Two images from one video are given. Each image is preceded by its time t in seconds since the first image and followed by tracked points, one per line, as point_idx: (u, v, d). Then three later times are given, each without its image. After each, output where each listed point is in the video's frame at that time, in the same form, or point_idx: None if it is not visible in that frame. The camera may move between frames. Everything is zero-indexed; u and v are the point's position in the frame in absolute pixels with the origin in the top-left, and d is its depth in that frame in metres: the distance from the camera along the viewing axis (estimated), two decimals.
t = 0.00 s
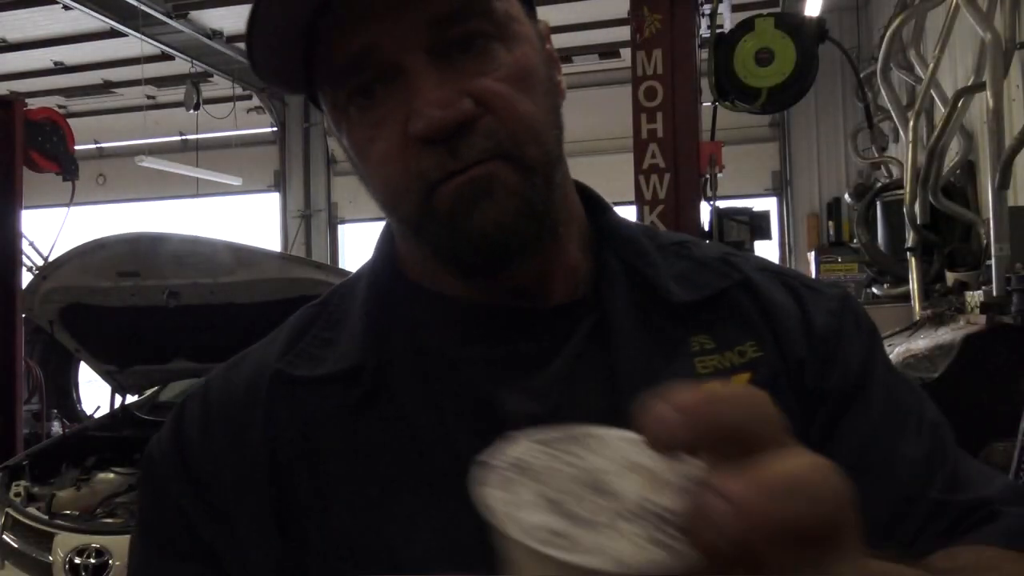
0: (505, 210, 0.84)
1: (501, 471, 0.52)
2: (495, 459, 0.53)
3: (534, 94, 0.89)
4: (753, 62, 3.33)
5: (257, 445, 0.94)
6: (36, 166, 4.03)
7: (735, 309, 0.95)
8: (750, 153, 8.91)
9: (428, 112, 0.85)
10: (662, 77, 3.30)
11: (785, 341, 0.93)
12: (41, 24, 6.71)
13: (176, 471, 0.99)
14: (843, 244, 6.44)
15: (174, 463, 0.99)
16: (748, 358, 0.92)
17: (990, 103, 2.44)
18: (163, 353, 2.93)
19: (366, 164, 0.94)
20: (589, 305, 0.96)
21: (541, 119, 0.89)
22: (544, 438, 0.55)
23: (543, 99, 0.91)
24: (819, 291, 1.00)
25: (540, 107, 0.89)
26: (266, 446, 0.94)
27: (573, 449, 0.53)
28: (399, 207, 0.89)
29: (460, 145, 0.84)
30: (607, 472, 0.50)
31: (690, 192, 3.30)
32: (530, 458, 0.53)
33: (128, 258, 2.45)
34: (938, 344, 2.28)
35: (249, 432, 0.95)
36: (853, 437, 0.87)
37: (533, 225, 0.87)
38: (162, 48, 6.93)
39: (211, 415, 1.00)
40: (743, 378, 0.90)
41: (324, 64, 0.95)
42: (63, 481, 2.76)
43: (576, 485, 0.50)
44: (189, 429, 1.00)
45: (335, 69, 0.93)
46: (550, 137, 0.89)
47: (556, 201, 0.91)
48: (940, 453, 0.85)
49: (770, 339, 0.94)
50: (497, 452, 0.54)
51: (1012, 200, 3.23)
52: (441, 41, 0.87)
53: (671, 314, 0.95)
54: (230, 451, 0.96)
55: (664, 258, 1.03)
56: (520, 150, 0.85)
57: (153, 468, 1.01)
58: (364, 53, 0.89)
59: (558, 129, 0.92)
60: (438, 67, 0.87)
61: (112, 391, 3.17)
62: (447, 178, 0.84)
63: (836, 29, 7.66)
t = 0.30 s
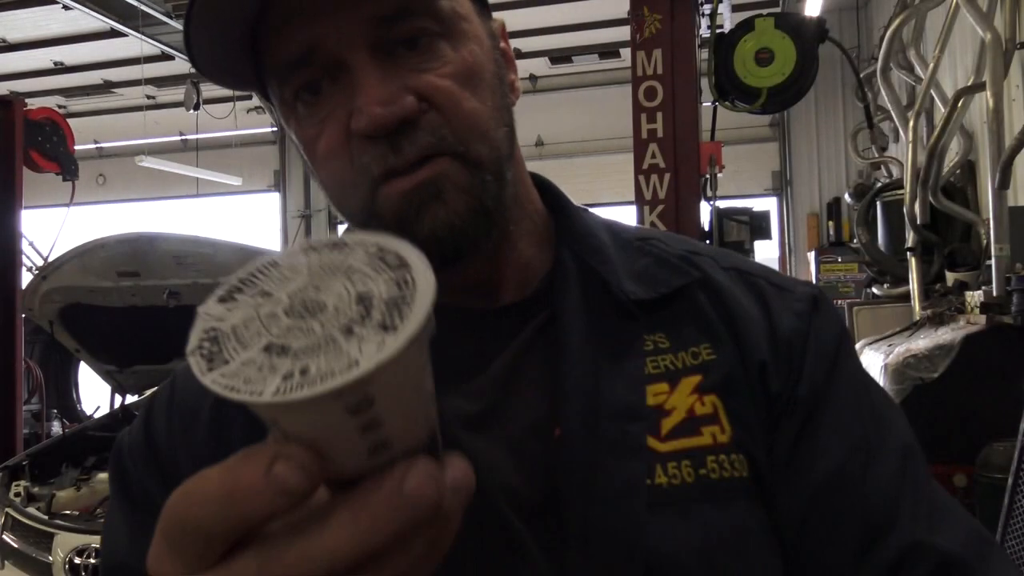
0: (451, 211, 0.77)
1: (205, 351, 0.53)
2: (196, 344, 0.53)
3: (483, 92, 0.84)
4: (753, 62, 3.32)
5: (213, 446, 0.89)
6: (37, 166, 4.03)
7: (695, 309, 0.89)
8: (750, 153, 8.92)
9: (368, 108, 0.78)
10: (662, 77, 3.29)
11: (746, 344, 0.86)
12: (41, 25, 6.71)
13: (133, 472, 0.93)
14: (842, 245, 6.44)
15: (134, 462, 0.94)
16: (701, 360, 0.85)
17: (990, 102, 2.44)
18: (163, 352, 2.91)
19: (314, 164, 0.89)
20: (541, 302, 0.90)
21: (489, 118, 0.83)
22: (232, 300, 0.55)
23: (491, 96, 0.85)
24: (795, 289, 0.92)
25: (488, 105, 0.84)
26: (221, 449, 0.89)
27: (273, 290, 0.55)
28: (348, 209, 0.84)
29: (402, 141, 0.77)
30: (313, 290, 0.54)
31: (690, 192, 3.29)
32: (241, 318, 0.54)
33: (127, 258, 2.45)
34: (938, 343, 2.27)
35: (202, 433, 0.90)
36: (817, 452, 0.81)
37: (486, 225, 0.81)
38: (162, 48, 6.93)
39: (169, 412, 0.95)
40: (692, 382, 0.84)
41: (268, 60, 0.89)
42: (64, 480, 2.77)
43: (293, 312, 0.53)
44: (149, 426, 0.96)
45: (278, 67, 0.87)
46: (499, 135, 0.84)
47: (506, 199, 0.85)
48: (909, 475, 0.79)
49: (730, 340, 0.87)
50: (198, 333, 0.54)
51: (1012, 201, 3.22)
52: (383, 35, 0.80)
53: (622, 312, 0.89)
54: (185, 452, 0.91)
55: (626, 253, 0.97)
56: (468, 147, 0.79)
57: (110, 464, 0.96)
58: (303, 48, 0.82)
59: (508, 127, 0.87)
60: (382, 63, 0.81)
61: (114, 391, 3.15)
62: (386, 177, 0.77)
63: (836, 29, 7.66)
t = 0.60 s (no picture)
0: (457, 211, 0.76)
1: (305, 350, 0.54)
2: (285, 353, 0.54)
3: (483, 94, 0.84)
4: (752, 62, 3.32)
5: (227, 435, 0.88)
6: (37, 166, 4.03)
7: (706, 303, 0.92)
8: (750, 153, 8.92)
9: (376, 110, 0.78)
10: (662, 78, 3.30)
11: (763, 337, 0.88)
12: (41, 24, 6.71)
13: (159, 466, 0.94)
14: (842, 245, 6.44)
15: (160, 454, 0.95)
16: (722, 353, 0.87)
17: (990, 103, 2.44)
18: (162, 354, 2.93)
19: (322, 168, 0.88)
20: (557, 297, 0.93)
21: (489, 119, 0.83)
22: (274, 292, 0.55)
23: (491, 99, 0.86)
24: (794, 283, 0.97)
25: (488, 106, 0.84)
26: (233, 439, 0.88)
27: (292, 262, 0.55)
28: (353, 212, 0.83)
29: (409, 142, 0.76)
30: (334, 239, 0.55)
31: (691, 192, 3.29)
32: (306, 294, 0.54)
33: (126, 259, 2.46)
34: (938, 343, 2.31)
35: (218, 423, 0.89)
36: (845, 441, 0.85)
37: (490, 220, 0.79)
38: (162, 48, 6.93)
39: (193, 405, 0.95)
40: (715, 373, 0.86)
41: (278, 64, 0.89)
42: (64, 481, 2.78)
43: (339, 269, 0.54)
44: (173, 419, 0.96)
45: (287, 72, 0.87)
46: (498, 137, 0.83)
47: (507, 199, 0.85)
48: (920, 459, 0.86)
49: (745, 334, 0.89)
50: (270, 342, 0.54)
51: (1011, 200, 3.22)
52: (388, 38, 0.81)
53: (640, 306, 0.91)
54: (204, 444, 0.91)
55: (633, 249, 1.00)
56: (472, 148, 0.78)
57: (140, 459, 0.97)
58: (312, 52, 0.82)
59: (508, 129, 0.87)
60: (389, 67, 0.81)
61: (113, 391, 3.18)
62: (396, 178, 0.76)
63: (836, 28, 7.66)
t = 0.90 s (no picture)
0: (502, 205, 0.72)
1: (421, 344, 0.53)
2: (401, 349, 0.53)
3: (515, 90, 0.84)
4: (752, 62, 3.32)
5: (253, 429, 0.88)
6: (38, 166, 4.03)
7: (722, 299, 0.94)
8: (750, 153, 8.92)
9: (415, 100, 0.76)
10: (661, 78, 3.30)
11: (778, 335, 0.91)
12: (40, 24, 6.70)
13: (176, 464, 0.92)
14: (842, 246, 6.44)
15: (174, 452, 0.93)
16: (740, 347, 0.90)
17: (990, 102, 2.44)
18: (162, 354, 2.93)
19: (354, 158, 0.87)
20: (581, 290, 0.94)
21: (520, 116, 0.84)
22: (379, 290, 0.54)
23: (523, 96, 0.86)
24: (793, 287, 1.02)
25: (520, 103, 0.84)
26: (261, 432, 0.88)
27: (392, 254, 0.54)
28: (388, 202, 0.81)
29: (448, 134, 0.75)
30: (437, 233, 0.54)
31: (692, 191, 3.29)
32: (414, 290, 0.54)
33: (126, 261, 2.45)
34: (937, 343, 2.29)
35: (243, 416, 0.89)
36: (852, 432, 0.90)
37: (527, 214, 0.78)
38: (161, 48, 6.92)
39: (211, 401, 0.95)
40: (737, 366, 0.88)
41: (310, 54, 0.88)
42: (64, 481, 2.78)
43: (442, 259, 0.53)
44: (188, 416, 0.95)
45: (319, 61, 0.86)
46: (527, 136, 0.84)
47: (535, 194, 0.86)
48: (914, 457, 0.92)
49: (761, 331, 0.92)
50: (383, 339, 0.53)
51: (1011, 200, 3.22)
52: (425, 30, 0.80)
53: (663, 300, 0.93)
54: (228, 440, 0.90)
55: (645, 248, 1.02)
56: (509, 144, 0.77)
57: (151, 459, 0.95)
58: (348, 42, 0.81)
59: (535, 128, 0.88)
60: (426, 59, 0.81)
61: (113, 391, 3.18)
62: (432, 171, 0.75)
63: (836, 28, 7.66)
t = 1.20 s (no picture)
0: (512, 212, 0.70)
1: (441, 339, 0.53)
2: (421, 343, 0.53)
3: (519, 94, 0.84)
4: (752, 62, 3.32)
5: (258, 429, 0.88)
6: (38, 166, 4.03)
7: (719, 296, 0.95)
8: (751, 153, 8.93)
9: (425, 102, 0.76)
10: (662, 78, 3.30)
11: (775, 331, 0.93)
12: (40, 24, 6.70)
13: (176, 464, 0.91)
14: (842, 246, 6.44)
15: (171, 454, 0.92)
16: (739, 342, 0.90)
17: (990, 102, 2.44)
18: (162, 354, 2.93)
19: (359, 161, 0.86)
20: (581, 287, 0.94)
21: (524, 119, 0.84)
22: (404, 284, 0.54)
23: (526, 100, 0.86)
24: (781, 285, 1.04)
25: (524, 107, 0.84)
26: (266, 432, 0.88)
27: (413, 248, 0.53)
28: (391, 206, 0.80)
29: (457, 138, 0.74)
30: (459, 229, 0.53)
31: (692, 191, 3.28)
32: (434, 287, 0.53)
33: (126, 260, 2.45)
34: (937, 343, 2.29)
35: (247, 416, 0.89)
36: (841, 429, 0.92)
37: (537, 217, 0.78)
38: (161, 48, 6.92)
39: (208, 401, 0.94)
40: (738, 361, 0.88)
41: (316, 58, 0.88)
42: (64, 481, 2.78)
43: (464, 253, 0.53)
44: (185, 417, 0.94)
45: (325, 64, 0.86)
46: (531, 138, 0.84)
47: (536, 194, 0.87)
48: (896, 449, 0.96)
49: (757, 327, 0.93)
50: (405, 333, 0.53)
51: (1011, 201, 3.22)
52: (433, 34, 0.80)
53: (663, 298, 0.93)
54: (231, 440, 0.90)
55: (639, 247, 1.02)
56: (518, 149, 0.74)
57: (146, 461, 0.94)
58: (356, 45, 0.81)
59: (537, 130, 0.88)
60: (433, 63, 0.80)
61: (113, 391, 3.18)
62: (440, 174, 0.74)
63: (835, 29, 7.66)
